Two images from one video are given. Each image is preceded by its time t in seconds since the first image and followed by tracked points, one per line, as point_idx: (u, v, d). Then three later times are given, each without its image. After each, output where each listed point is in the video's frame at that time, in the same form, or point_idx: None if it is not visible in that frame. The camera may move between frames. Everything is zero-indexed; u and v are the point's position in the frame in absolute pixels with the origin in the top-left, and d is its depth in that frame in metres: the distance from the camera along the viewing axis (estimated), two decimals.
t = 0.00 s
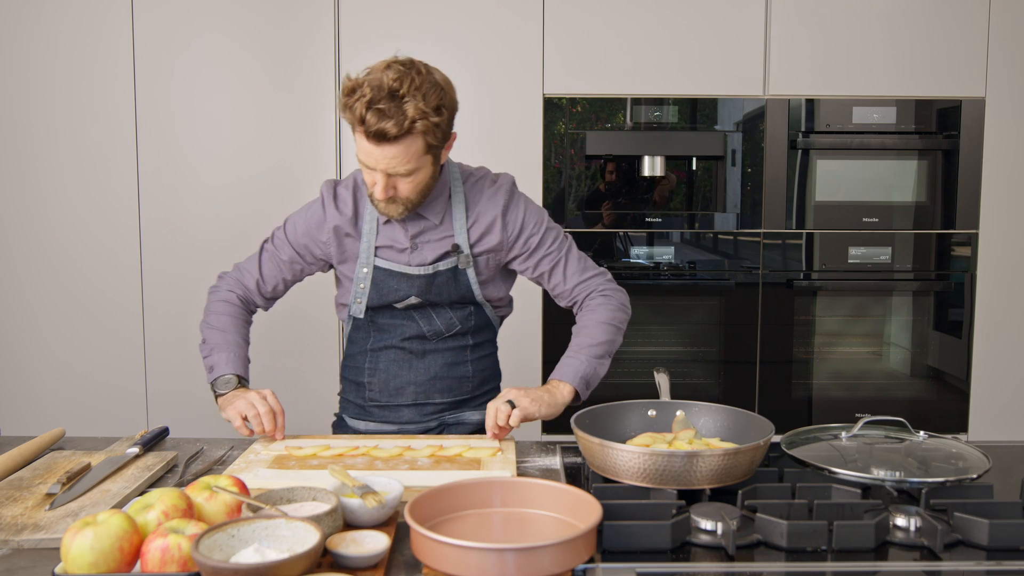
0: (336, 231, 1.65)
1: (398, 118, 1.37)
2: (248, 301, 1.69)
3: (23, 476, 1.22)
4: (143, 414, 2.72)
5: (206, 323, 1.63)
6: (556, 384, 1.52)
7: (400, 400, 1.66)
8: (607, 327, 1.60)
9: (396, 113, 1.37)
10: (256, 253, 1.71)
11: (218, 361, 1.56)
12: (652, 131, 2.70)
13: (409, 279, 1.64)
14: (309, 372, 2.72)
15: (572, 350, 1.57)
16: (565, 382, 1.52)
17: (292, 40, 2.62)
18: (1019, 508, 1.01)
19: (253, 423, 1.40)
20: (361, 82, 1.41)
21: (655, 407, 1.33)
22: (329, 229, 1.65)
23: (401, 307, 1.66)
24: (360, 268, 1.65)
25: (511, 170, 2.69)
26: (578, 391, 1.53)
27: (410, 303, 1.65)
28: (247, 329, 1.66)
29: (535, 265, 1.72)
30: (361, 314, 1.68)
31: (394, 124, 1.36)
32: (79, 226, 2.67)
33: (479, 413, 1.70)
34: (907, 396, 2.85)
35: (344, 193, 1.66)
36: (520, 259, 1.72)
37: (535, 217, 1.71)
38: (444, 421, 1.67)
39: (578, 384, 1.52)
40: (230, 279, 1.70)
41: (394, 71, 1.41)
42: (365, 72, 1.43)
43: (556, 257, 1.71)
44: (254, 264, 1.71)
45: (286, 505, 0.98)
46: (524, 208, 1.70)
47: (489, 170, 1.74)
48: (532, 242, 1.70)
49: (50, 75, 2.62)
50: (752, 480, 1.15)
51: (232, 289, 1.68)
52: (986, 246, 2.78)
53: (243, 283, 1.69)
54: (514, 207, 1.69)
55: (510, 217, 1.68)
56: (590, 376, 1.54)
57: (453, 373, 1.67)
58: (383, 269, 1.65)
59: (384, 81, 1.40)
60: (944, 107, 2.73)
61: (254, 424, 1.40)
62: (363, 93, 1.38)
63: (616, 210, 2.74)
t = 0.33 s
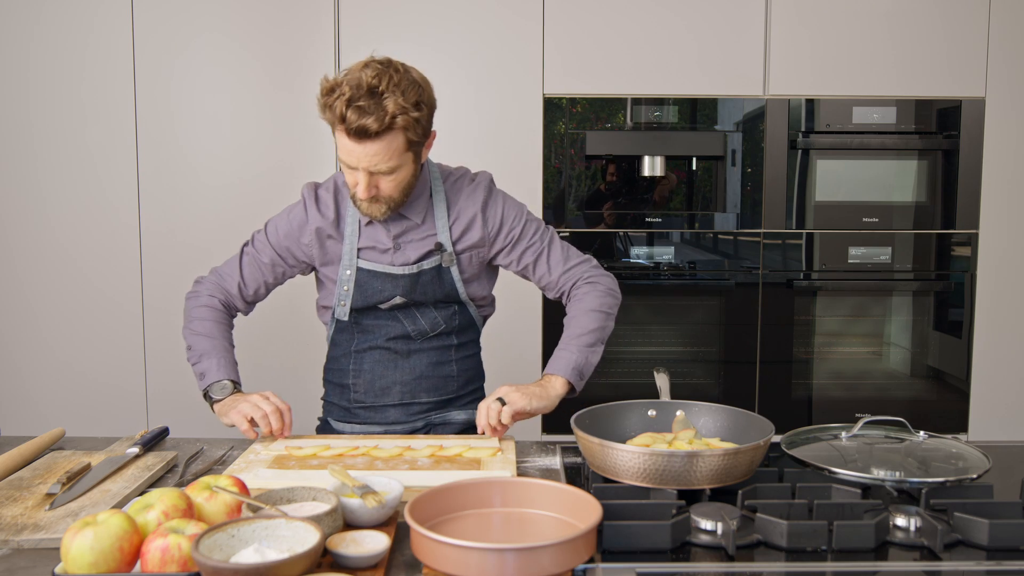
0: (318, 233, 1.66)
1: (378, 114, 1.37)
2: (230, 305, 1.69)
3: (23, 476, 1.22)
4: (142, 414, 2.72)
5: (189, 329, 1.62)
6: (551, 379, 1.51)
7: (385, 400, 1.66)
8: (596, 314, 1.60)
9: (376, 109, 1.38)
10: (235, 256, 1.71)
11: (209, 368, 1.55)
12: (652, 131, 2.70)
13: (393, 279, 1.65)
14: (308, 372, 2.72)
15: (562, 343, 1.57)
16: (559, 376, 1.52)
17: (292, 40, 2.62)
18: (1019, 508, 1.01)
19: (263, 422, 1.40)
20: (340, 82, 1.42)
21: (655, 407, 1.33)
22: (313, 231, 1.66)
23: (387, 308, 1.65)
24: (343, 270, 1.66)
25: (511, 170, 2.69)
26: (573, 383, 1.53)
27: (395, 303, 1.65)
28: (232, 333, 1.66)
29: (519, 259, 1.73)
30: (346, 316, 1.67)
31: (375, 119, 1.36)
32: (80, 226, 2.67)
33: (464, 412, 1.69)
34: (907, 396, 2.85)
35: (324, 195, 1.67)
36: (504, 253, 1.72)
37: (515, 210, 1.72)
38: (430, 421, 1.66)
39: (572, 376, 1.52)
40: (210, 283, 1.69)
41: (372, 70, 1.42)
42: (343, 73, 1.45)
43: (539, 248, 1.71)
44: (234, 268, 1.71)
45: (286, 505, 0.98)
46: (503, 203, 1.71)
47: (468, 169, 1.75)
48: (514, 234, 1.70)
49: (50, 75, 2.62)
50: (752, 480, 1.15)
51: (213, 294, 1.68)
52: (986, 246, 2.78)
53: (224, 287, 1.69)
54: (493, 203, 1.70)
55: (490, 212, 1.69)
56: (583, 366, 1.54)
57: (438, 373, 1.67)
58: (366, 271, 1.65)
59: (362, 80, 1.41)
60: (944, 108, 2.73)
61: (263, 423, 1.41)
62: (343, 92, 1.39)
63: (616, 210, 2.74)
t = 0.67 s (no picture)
0: (324, 234, 1.66)
1: (381, 116, 1.37)
2: (238, 305, 1.70)
3: (23, 476, 1.22)
4: (142, 414, 2.72)
5: (196, 329, 1.62)
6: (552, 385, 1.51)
7: (392, 399, 1.66)
8: (599, 318, 1.59)
9: (380, 111, 1.38)
10: (243, 257, 1.71)
11: (214, 368, 1.55)
12: (652, 131, 2.70)
13: (399, 281, 1.65)
14: (308, 372, 2.71)
15: (564, 349, 1.56)
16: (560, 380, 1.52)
17: (292, 40, 2.62)
18: (1019, 508, 1.01)
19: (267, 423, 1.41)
20: (344, 84, 1.42)
21: (655, 407, 1.33)
22: (319, 232, 1.66)
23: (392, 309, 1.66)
24: (350, 271, 1.66)
25: (511, 169, 2.69)
26: (573, 388, 1.52)
27: (400, 305, 1.66)
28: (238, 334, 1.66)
29: (524, 260, 1.72)
30: (353, 317, 1.67)
31: (378, 121, 1.36)
32: (80, 226, 2.67)
33: (470, 412, 1.70)
34: (907, 396, 2.85)
35: (330, 196, 1.67)
36: (508, 254, 1.72)
37: (520, 211, 1.72)
38: (436, 420, 1.66)
39: (573, 380, 1.52)
40: (218, 283, 1.69)
41: (375, 73, 1.42)
42: (347, 75, 1.45)
43: (543, 249, 1.71)
44: (242, 268, 1.71)
45: (286, 505, 0.98)
46: (508, 204, 1.71)
47: (474, 171, 1.75)
48: (518, 236, 1.70)
49: (49, 75, 2.62)
50: (752, 480, 1.15)
51: (220, 294, 1.68)
52: (986, 246, 2.78)
53: (232, 287, 1.69)
54: (498, 204, 1.70)
55: (494, 214, 1.69)
56: (585, 370, 1.53)
57: (444, 372, 1.67)
58: (373, 273, 1.65)
59: (365, 83, 1.41)
60: (944, 107, 2.73)
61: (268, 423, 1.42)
62: (346, 94, 1.39)
63: (616, 210, 2.74)
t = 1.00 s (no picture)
0: (334, 235, 1.66)
1: (390, 118, 1.37)
2: (250, 307, 1.70)
3: (23, 476, 1.22)
4: (143, 414, 2.72)
5: (207, 330, 1.63)
6: (557, 389, 1.52)
7: (400, 397, 1.66)
8: (605, 325, 1.59)
9: (389, 113, 1.38)
10: (255, 259, 1.72)
11: (222, 368, 1.56)
12: (651, 131, 2.70)
13: (407, 281, 1.65)
14: (308, 372, 2.71)
15: (569, 353, 1.57)
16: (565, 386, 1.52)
17: (292, 40, 2.62)
18: (1019, 508, 1.01)
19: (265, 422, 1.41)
20: (354, 85, 1.42)
21: (655, 407, 1.33)
22: (330, 233, 1.66)
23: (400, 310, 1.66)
24: (358, 272, 1.66)
25: (511, 169, 2.69)
26: (578, 394, 1.53)
27: (408, 305, 1.66)
28: (248, 335, 1.66)
29: (531, 263, 1.73)
30: (361, 317, 1.68)
31: (387, 123, 1.37)
32: (80, 226, 2.67)
33: (479, 412, 1.69)
34: (908, 396, 2.85)
35: (340, 198, 1.67)
36: (516, 257, 1.72)
37: (529, 215, 1.72)
38: (444, 420, 1.66)
39: (578, 387, 1.52)
40: (231, 286, 1.70)
41: (385, 74, 1.42)
42: (357, 77, 1.45)
43: (551, 254, 1.71)
44: (255, 271, 1.71)
45: (286, 505, 0.98)
46: (517, 207, 1.71)
47: (484, 173, 1.75)
48: (527, 239, 1.70)
49: (49, 75, 2.62)
50: (752, 480, 1.15)
51: (233, 296, 1.68)
52: (986, 246, 2.78)
53: (244, 289, 1.69)
54: (507, 207, 1.70)
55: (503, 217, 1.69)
56: (590, 377, 1.54)
57: (452, 371, 1.67)
58: (381, 273, 1.65)
59: (375, 84, 1.41)
60: (944, 107, 2.73)
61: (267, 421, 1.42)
62: (356, 95, 1.39)
63: (616, 210, 2.74)
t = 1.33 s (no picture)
0: (335, 236, 1.66)
1: (391, 119, 1.37)
2: (250, 308, 1.70)
3: (23, 476, 1.22)
4: (143, 414, 2.72)
5: (208, 331, 1.62)
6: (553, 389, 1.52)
7: (402, 397, 1.66)
8: (603, 327, 1.59)
9: (389, 114, 1.38)
10: (256, 260, 1.72)
11: (224, 369, 1.55)
12: (651, 131, 2.70)
13: (408, 282, 1.65)
14: (308, 372, 2.71)
15: (566, 354, 1.57)
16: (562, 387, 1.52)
17: (292, 40, 2.62)
18: (1019, 508, 1.01)
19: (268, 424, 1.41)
20: (354, 87, 1.42)
21: (655, 407, 1.33)
22: (331, 234, 1.66)
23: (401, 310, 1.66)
24: (360, 273, 1.66)
25: (512, 169, 2.69)
26: (575, 395, 1.53)
27: (410, 305, 1.66)
28: (250, 337, 1.66)
29: (530, 264, 1.73)
30: (363, 318, 1.68)
31: (388, 124, 1.36)
32: (80, 226, 2.67)
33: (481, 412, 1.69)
34: (907, 396, 2.85)
35: (341, 199, 1.67)
36: (515, 257, 1.72)
37: (529, 216, 1.72)
38: (446, 420, 1.66)
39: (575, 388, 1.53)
40: (231, 288, 1.70)
41: (385, 76, 1.42)
42: (357, 79, 1.45)
43: (550, 255, 1.71)
44: (255, 272, 1.71)
45: (286, 505, 0.98)
46: (517, 208, 1.71)
47: (485, 173, 1.75)
48: (526, 240, 1.70)
49: (49, 75, 2.62)
50: (752, 480, 1.15)
51: (233, 297, 1.68)
52: (986, 246, 2.78)
53: (244, 291, 1.70)
54: (507, 207, 1.70)
55: (504, 218, 1.69)
56: (586, 379, 1.54)
57: (454, 371, 1.67)
58: (382, 274, 1.65)
59: (376, 86, 1.41)
60: (944, 108, 2.73)
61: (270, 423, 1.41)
62: (356, 97, 1.39)
63: (616, 210, 2.74)
